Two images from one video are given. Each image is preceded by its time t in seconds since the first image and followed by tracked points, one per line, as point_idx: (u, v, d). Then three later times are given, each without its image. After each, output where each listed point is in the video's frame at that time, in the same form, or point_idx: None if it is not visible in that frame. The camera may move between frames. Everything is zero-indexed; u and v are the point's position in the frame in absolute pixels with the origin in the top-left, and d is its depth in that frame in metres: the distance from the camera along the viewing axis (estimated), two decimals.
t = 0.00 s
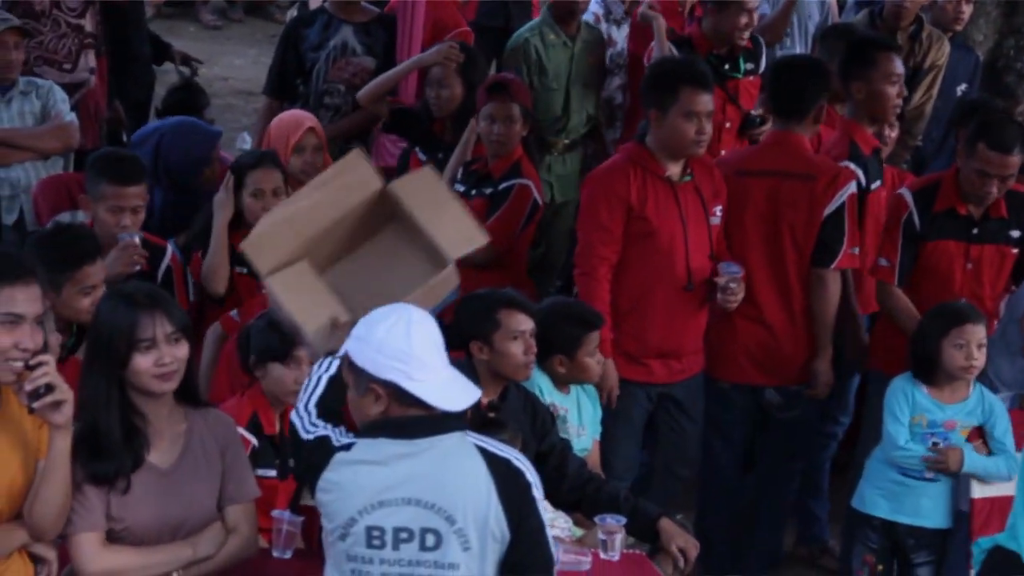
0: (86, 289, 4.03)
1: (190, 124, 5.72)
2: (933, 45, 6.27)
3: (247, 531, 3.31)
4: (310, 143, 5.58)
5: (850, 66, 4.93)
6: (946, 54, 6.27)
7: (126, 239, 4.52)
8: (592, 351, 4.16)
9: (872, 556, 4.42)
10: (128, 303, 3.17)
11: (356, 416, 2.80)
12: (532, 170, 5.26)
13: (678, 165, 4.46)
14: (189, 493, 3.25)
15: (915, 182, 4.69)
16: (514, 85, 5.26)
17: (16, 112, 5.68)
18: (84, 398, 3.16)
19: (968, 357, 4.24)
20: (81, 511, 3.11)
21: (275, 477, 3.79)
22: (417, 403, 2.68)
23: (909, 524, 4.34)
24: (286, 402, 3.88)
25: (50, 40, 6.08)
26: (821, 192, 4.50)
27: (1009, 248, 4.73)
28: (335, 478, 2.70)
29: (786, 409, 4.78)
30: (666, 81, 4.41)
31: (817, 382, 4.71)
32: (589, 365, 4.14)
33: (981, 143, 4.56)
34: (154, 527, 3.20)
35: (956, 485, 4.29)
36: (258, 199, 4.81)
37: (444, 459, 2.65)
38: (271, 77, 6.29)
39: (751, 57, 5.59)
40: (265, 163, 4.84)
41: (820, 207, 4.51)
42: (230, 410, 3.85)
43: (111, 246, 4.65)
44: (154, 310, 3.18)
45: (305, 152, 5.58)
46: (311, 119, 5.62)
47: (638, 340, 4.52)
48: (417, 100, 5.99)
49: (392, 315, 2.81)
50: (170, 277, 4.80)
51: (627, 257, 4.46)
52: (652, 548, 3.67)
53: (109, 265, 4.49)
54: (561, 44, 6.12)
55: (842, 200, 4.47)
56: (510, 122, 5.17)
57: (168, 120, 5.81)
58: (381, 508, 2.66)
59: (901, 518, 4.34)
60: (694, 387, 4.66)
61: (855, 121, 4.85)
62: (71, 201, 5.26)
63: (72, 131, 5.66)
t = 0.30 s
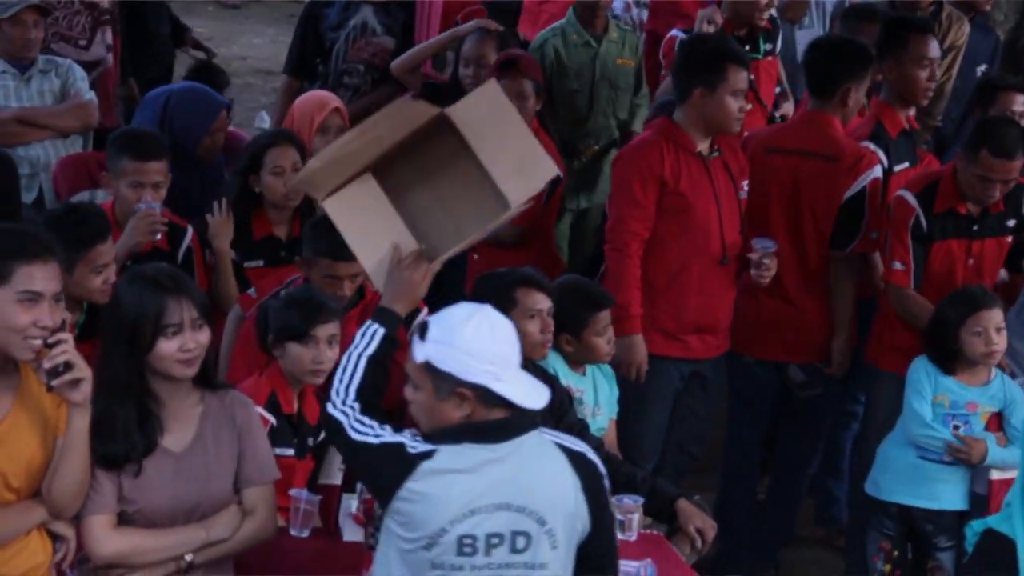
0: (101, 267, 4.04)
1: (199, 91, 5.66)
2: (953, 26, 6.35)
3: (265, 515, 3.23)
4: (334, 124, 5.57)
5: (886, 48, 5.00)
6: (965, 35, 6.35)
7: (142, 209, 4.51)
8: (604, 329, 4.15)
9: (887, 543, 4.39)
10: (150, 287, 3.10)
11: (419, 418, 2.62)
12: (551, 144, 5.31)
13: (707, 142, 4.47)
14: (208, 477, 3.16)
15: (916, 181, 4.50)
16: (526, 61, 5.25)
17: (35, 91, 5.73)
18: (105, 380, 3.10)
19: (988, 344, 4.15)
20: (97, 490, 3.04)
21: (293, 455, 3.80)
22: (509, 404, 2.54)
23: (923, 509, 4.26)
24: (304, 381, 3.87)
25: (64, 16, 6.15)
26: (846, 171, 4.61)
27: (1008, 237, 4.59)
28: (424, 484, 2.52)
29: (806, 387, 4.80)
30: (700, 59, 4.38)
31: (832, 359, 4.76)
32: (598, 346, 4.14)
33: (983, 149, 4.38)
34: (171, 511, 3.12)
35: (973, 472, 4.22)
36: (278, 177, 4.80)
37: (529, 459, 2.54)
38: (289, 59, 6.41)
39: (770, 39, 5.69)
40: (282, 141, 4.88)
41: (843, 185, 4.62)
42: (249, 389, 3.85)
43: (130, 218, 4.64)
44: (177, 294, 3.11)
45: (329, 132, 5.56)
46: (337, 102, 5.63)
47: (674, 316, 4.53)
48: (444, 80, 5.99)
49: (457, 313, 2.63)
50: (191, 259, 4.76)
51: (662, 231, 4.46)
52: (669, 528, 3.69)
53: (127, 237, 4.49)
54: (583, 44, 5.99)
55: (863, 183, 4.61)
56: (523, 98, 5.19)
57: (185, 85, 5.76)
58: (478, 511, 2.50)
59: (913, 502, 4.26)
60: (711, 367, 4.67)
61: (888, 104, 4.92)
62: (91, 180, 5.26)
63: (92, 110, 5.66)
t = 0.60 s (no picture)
0: (108, 256, 4.03)
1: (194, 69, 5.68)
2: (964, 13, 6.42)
3: (273, 502, 3.21)
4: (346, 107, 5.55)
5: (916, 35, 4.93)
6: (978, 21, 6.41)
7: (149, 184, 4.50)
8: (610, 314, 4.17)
9: (896, 533, 4.33)
10: (164, 272, 3.08)
11: (505, 437, 2.50)
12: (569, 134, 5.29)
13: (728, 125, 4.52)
14: (216, 461, 3.14)
15: (929, 185, 4.39)
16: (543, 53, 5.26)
17: (45, 75, 5.72)
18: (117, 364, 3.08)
19: (1004, 333, 4.10)
20: (104, 475, 3.03)
21: (301, 441, 3.78)
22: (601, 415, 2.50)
23: (936, 500, 4.21)
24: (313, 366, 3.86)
25: None
26: (860, 158, 4.61)
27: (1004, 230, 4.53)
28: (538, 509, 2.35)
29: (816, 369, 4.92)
30: (720, 42, 4.42)
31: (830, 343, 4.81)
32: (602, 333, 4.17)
33: (996, 155, 4.25)
34: (179, 496, 3.10)
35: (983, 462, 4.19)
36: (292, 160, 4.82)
37: (615, 469, 2.49)
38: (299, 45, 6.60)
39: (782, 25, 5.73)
40: (296, 124, 4.89)
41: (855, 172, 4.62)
42: (258, 374, 3.81)
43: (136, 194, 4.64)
44: (191, 279, 3.08)
45: (341, 115, 5.54)
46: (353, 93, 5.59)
47: (701, 297, 4.55)
48: (461, 67, 6.00)
49: (542, 328, 2.53)
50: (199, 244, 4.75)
51: (688, 214, 4.49)
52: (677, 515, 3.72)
53: (133, 212, 4.47)
54: (593, 30, 6.02)
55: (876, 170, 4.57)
56: (541, 89, 5.18)
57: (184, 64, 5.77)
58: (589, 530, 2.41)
59: (926, 492, 4.22)
60: (723, 351, 4.67)
61: (912, 89, 4.90)
62: (99, 164, 5.26)
63: (100, 94, 5.66)
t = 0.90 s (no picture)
0: (112, 244, 4.04)
1: (196, 63, 5.75)
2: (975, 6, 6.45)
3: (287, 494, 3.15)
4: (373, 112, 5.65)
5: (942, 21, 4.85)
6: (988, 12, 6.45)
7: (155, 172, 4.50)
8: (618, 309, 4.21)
9: (912, 532, 4.31)
10: (181, 263, 3.07)
11: (540, 440, 2.47)
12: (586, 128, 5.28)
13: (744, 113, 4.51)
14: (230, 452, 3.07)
15: (969, 183, 4.31)
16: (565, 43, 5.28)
17: (56, 67, 5.75)
18: (131, 355, 3.05)
19: None
20: (117, 465, 2.99)
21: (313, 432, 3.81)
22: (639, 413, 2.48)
23: (957, 499, 4.20)
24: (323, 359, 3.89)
25: None
26: (860, 138, 4.58)
27: None
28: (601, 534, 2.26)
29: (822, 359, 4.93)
30: (738, 32, 4.42)
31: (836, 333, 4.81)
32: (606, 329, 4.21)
33: None
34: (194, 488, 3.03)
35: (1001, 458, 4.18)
36: (309, 149, 4.93)
37: (645, 462, 2.45)
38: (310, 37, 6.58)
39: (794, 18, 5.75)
40: (314, 115, 5.01)
41: (852, 153, 4.61)
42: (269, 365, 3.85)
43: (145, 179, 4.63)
44: (207, 271, 3.08)
45: (368, 120, 5.65)
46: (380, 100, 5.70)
47: (724, 288, 4.56)
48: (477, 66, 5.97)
49: (575, 327, 2.49)
50: (209, 236, 4.73)
51: (714, 204, 4.49)
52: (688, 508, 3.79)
53: (143, 197, 4.48)
54: (597, 27, 6.11)
55: (871, 154, 4.55)
56: (560, 81, 5.18)
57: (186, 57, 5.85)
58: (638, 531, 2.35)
59: (946, 492, 4.20)
60: (739, 342, 4.69)
61: (935, 80, 4.84)
62: (110, 157, 5.26)
63: (110, 86, 5.66)
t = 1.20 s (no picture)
0: (123, 232, 4.05)
1: (217, 59, 5.73)
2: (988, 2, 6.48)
3: (306, 484, 3.16)
4: (387, 73, 5.89)
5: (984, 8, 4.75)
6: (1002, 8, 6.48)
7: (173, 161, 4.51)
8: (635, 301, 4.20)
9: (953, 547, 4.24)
10: (197, 253, 3.07)
11: (531, 456, 2.46)
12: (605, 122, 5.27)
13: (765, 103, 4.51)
14: (249, 441, 3.08)
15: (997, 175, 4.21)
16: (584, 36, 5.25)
17: (74, 61, 5.77)
18: (149, 346, 3.05)
19: None
20: (137, 455, 3.01)
21: (332, 426, 3.83)
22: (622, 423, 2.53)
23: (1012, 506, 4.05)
24: (341, 352, 3.87)
25: None
26: (867, 124, 4.63)
27: None
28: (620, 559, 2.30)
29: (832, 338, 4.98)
30: (760, 24, 4.42)
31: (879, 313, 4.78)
32: (623, 322, 4.18)
33: None
34: (215, 477, 3.06)
35: None
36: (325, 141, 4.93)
37: (622, 468, 2.53)
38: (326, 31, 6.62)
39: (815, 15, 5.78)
40: (328, 107, 5.01)
41: (860, 139, 4.65)
42: (286, 358, 3.84)
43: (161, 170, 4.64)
44: (223, 261, 3.08)
45: (381, 80, 5.89)
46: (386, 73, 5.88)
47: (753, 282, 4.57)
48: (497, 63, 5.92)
49: (564, 340, 2.50)
50: (227, 229, 4.74)
51: (744, 197, 4.49)
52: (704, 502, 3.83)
53: (160, 183, 4.49)
54: (627, 33, 6.57)
55: (880, 140, 4.59)
56: (578, 75, 5.18)
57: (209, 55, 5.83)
58: (626, 537, 2.45)
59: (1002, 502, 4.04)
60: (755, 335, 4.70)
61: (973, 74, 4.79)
62: (128, 150, 5.28)
63: (128, 80, 5.75)
